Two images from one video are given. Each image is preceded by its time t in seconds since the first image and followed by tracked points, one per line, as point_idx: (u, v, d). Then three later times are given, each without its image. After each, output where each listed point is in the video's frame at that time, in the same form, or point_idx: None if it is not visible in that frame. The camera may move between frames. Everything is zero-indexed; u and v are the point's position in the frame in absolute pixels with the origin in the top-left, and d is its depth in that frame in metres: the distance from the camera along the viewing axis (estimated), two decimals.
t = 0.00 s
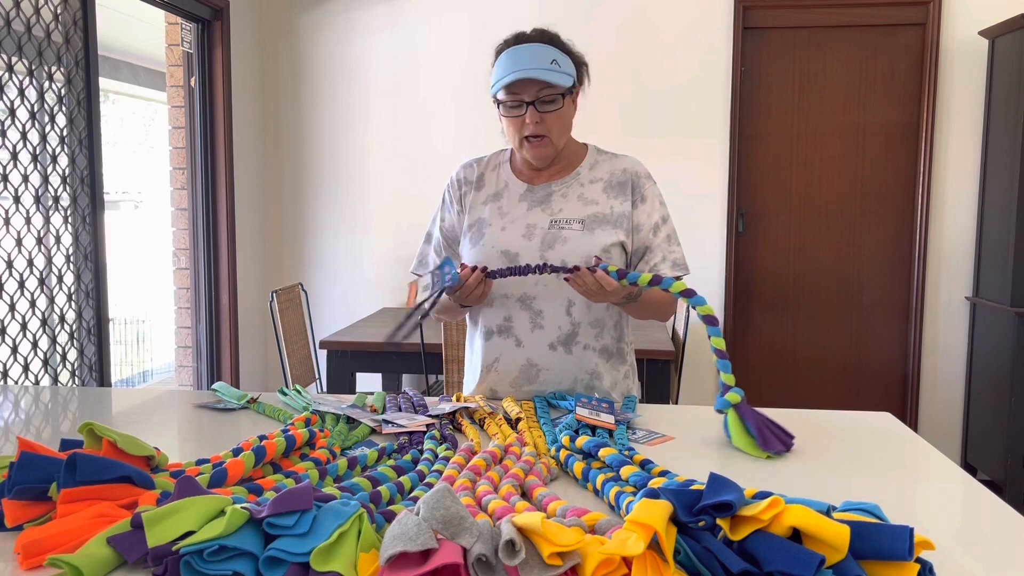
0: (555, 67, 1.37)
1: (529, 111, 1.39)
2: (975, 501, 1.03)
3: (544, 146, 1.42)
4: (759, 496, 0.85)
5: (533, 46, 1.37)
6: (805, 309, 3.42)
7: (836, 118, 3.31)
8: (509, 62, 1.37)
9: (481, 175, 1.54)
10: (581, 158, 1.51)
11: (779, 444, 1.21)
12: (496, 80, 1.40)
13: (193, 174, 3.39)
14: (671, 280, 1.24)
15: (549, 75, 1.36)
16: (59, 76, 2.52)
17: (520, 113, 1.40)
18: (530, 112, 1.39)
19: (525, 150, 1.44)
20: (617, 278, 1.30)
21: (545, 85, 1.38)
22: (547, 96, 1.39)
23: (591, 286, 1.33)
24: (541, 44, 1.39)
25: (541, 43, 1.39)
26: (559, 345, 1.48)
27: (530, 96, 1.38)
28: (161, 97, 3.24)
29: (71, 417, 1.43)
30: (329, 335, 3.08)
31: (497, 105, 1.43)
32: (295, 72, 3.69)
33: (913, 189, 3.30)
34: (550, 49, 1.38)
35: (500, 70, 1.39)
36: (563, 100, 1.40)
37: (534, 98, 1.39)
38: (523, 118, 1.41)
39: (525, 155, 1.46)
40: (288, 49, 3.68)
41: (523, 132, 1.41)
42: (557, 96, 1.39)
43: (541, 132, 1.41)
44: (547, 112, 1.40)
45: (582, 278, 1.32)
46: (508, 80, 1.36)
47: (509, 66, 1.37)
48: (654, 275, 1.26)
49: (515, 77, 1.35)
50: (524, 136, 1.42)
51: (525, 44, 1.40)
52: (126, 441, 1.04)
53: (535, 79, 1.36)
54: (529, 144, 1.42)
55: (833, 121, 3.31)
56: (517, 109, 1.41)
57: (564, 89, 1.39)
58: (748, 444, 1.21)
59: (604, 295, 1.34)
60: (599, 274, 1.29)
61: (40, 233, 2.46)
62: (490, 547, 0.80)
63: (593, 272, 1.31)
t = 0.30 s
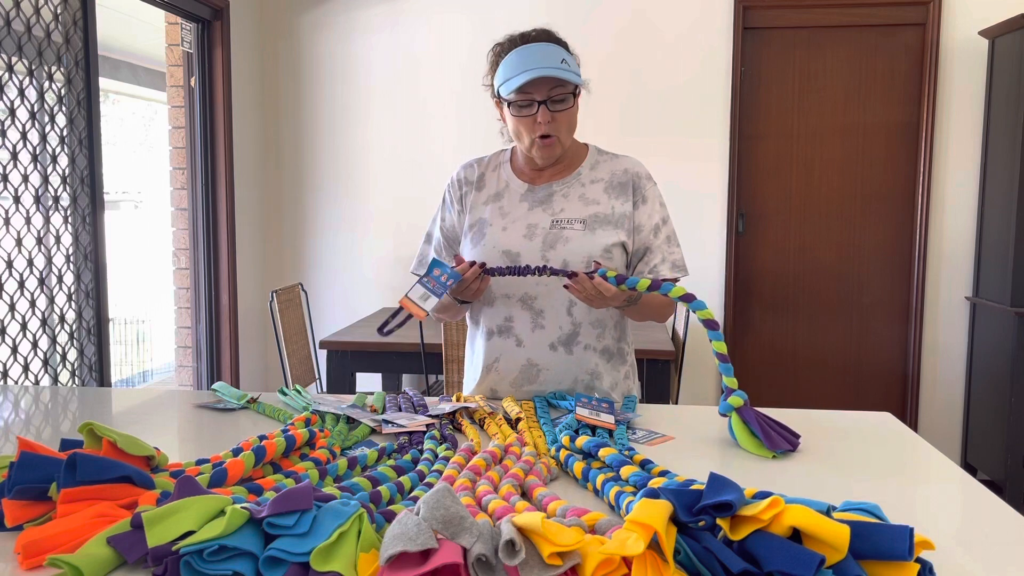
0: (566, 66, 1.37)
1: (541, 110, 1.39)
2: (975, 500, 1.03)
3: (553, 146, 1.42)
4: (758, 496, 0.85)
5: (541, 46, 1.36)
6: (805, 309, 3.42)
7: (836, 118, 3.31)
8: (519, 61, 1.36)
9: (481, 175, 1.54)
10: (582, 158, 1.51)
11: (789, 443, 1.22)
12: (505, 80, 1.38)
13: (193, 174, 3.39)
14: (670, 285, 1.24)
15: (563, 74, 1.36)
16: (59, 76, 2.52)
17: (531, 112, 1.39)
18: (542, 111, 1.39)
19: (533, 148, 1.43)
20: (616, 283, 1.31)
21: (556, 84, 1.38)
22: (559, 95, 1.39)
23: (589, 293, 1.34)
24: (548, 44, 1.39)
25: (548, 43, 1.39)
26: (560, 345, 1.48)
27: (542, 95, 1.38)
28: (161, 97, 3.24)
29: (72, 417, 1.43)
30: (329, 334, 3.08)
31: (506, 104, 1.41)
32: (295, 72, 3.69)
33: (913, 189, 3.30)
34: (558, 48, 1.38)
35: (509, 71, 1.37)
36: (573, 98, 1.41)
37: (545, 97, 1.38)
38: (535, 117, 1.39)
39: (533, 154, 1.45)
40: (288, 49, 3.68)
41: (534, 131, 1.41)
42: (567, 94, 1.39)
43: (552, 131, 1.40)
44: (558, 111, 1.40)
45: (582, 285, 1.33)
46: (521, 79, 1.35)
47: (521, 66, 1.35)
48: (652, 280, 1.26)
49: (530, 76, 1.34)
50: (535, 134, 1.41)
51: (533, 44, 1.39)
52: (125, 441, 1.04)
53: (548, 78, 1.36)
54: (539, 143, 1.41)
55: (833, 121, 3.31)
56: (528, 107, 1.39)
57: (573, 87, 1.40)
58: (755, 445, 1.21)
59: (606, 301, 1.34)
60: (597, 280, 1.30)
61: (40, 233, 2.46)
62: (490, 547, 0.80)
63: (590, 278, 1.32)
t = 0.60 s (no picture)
0: (563, 73, 1.36)
1: (533, 114, 1.39)
2: (975, 501, 1.03)
3: (545, 150, 1.42)
4: (758, 496, 0.85)
5: (542, 49, 1.36)
6: (805, 309, 3.42)
7: (837, 118, 3.31)
8: (517, 62, 1.36)
9: (484, 175, 1.54)
10: (584, 162, 1.51)
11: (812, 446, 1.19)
12: (503, 79, 1.39)
13: (193, 175, 3.39)
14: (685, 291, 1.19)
15: (557, 81, 1.35)
16: (59, 76, 2.52)
17: (525, 114, 1.40)
18: (534, 115, 1.39)
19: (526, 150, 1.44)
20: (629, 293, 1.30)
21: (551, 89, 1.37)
22: (553, 101, 1.38)
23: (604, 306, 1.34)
24: (552, 48, 1.38)
25: (552, 46, 1.38)
26: (559, 346, 1.48)
27: (535, 99, 1.38)
28: (161, 97, 3.24)
29: (72, 417, 1.43)
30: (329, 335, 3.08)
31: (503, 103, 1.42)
32: (295, 72, 3.69)
33: (913, 189, 3.30)
34: (561, 53, 1.38)
35: (508, 70, 1.38)
36: (568, 105, 1.40)
37: (539, 101, 1.38)
38: (527, 119, 1.40)
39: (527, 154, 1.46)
40: (288, 49, 3.68)
41: (526, 133, 1.41)
42: (562, 101, 1.39)
43: (543, 136, 1.41)
44: (552, 117, 1.40)
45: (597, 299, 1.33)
46: (515, 82, 1.36)
47: (517, 68, 1.36)
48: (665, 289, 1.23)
49: (522, 80, 1.35)
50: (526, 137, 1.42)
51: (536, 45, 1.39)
52: (126, 441, 1.04)
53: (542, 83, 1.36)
54: (531, 145, 1.42)
55: (833, 121, 3.31)
56: (522, 109, 1.40)
57: (569, 95, 1.39)
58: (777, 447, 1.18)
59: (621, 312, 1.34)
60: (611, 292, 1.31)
61: (40, 233, 2.46)
62: (490, 547, 0.80)
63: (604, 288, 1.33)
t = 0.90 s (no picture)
0: (557, 73, 1.36)
1: (526, 112, 1.39)
2: (975, 501, 1.03)
3: (537, 148, 1.42)
4: (758, 496, 0.85)
5: (539, 48, 1.37)
6: (805, 309, 3.41)
7: (837, 118, 3.31)
8: (517, 60, 1.38)
9: (486, 175, 1.54)
10: (586, 163, 1.51)
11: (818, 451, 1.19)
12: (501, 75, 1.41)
13: (193, 175, 3.39)
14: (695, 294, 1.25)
15: (550, 80, 1.35)
16: (59, 76, 2.52)
17: (519, 111, 1.40)
18: (527, 112, 1.39)
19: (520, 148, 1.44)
20: (645, 287, 1.30)
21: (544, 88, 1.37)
22: (546, 101, 1.38)
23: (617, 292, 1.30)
24: (550, 47, 1.38)
25: (551, 46, 1.39)
26: (560, 345, 1.48)
27: (529, 97, 1.38)
28: (161, 97, 3.24)
29: (72, 417, 1.42)
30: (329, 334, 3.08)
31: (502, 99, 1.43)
32: (294, 71, 3.69)
33: (913, 189, 3.30)
34: (557, 53, 1.38)
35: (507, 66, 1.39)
36: (561, 106, 1.40)
37: (532, 100, 1.38)
38: (519, 117, 1.40)
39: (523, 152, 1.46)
40: (288, 49, 3.68)
41: (520, 130, 1.42)
42: (555, 102, 1.39)
43: (534, 135, 1.41)
44: (543, 116, 1.39)
45: (613, 279, 1.29)
46: (509, 77, 1.37)
47: (515, 64, 1.37)
48: (677, 288, 1.28)
49: (516, 76, 1.36)
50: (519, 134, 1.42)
51: (537, 44, 1.40)
52: (126, 441, 1.04)
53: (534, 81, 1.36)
54: (523, 143, 1.42)
55: (833, 121, 3.31)
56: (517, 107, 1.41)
57: (562, 97, 1.38)
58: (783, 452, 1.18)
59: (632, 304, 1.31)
60: (631, 279, 1.28)
61: (40, 233, 2.46)
62: (490, 547, 0.80)
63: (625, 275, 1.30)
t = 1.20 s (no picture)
0: (570, 56, 1.39)
1: (544, 97, 1.39)
2: (975, 501, 1.03)
3: (557, 135, 1.40)
4: (759, 496, 0.85)
5: (546, 37, 1.39)
6: (805, 309, 3.42)
7: (836, 118, 3.31)
8: (526, 49, 1.38)
9: (485, 176, 1.54)
10: (586, 162, 1.51)
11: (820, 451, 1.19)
12: (510, 68, 1.40)
13: (193, 175, 3.39)
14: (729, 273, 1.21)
15: (566, 61, 1.37)
16: (59, 76, 2.52)
17: (535, 99, 1.39)
18: (545, 98, 1.39)
19: (536, 138, 1.42)
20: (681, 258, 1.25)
21: (560, 72, 1.39)
22: (562, 83, 1.39)
23: (652, 263, 1.25)
24: (554, 38, 1.42)
25: (554, 37, 1.42)
26: (559, 346, 1.48)
27: (546, 83, 1.39)
28: (161, 97, 3.24)
29: (72, 417, 1.42)
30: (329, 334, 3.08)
31: (509, 94, 1.42)
32: (294, 71, 3.69)
33: (913, 189, 3.30)
34: (563, 42, 1.41)
35: (515, 58, 1.39)
36: (576, 89, 1.41)
37: (549, 84, 1.39)
38: (538, 104, 1.39)
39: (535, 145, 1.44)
40: (288, 49, 3.68)
41: (537, 120, 1.40)
42: (572, 85, 1.40)
43: (554, 120, 1.39)
44: (561, 99, 1.40)
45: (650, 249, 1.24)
46: (525, 65, 1.36)
47: (526, 53, 1.38)
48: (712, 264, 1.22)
49: (533, 60, 1.36)
50: (537, 123, 1.40)
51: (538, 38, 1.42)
52: (126, 441, 1.04)
53: (551, 64, 1.37)
54: (541, 132, 1.40)
55: (833, 121, 3.31)
56: (531, 95, 1.40)
57: (579, 79, 1.41)
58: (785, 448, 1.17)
59: (665, 278, 1.26)
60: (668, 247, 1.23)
61: (40, 233, 2.46)
62: (490, 547, 0.80)
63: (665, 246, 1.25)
